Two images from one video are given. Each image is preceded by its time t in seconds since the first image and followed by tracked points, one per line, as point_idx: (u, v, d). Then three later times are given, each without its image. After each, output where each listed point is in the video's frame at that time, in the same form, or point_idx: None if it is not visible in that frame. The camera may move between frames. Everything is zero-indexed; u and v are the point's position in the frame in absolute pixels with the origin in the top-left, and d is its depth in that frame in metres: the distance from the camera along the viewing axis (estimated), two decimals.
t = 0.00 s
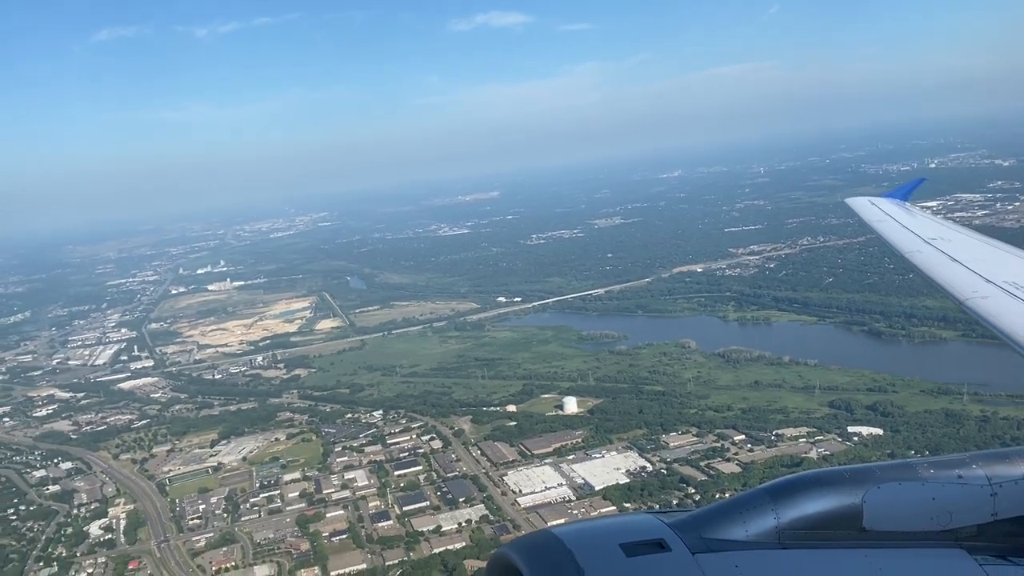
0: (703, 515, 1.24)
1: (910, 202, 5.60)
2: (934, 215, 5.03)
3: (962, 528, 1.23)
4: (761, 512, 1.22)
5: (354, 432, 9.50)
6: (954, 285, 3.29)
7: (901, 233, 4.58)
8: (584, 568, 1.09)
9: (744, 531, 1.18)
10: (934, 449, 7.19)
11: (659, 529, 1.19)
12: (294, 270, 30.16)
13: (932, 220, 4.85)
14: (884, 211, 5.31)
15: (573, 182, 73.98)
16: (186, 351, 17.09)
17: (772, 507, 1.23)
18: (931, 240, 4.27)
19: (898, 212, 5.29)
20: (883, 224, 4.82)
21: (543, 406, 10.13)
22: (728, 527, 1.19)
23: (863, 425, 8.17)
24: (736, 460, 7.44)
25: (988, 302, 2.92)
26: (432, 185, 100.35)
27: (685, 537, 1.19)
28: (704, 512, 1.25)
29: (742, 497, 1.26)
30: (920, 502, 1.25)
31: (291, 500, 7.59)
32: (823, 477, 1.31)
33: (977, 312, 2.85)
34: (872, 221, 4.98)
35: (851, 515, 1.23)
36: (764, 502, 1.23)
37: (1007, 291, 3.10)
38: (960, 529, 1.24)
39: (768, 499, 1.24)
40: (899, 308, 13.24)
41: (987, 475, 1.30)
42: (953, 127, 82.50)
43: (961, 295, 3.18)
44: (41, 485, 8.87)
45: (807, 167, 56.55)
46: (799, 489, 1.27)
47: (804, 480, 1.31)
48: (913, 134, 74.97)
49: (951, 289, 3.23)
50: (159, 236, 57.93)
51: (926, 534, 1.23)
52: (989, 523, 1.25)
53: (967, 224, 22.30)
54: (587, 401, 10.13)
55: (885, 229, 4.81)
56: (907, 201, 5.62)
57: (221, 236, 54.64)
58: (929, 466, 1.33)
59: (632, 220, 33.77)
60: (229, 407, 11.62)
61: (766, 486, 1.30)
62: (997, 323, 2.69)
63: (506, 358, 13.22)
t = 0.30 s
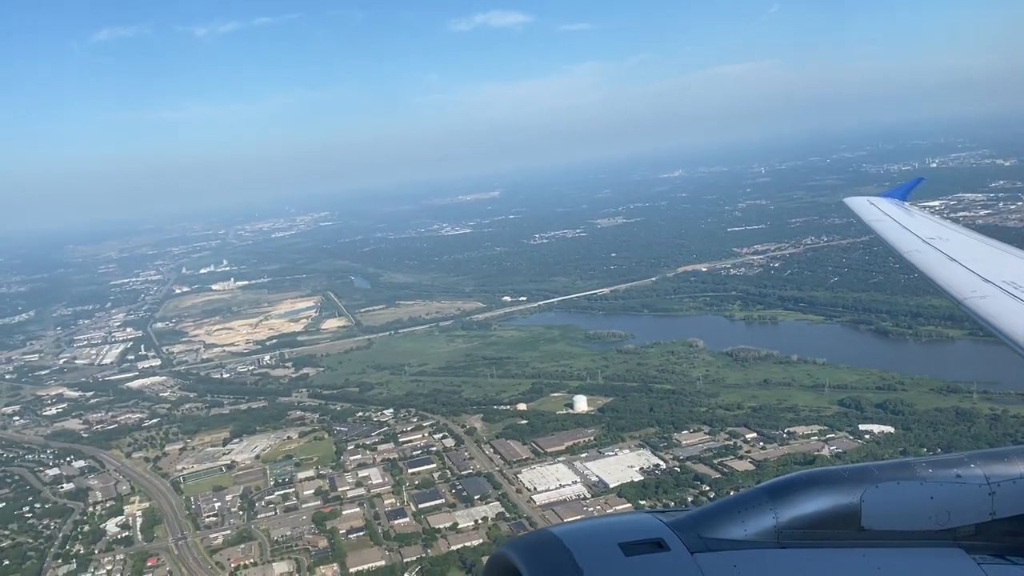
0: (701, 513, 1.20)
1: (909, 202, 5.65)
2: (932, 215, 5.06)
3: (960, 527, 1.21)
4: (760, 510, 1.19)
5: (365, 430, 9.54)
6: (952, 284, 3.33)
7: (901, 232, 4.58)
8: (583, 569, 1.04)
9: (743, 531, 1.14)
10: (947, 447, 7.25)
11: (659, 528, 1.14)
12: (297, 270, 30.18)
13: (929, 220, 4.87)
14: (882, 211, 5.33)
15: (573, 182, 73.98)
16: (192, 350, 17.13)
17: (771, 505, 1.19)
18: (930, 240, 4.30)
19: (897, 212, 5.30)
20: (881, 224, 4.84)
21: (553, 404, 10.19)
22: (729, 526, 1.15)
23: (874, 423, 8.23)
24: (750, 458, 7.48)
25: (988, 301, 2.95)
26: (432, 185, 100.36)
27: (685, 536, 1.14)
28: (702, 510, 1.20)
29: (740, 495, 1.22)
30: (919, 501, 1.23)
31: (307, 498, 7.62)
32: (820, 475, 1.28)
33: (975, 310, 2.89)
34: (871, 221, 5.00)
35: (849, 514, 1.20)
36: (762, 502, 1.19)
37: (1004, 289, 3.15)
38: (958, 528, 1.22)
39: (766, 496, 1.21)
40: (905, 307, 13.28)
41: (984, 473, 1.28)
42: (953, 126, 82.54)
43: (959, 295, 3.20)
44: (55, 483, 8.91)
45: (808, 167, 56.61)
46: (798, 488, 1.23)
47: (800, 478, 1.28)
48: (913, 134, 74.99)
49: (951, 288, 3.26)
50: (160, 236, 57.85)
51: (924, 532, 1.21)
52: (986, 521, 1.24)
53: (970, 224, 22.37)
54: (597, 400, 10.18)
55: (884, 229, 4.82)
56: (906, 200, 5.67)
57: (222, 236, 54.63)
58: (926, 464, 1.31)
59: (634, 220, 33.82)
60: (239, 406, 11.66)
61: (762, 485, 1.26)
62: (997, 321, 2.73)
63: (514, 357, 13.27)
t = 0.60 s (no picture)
0: (700, 514, 1.19)
1: (907, 201, 5.68)
2: (930, 215, 5.08)
3: (959, 528, 1.19)
4: (758, 510, 1.18)
5: (377, 429, 9.57)
6: (952, 285, 3.35)
7: (901, 232, 4.60)
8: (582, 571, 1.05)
9: (740, 531, 1.14)
10: (959, 445, 7.29)
11: (657, 529, 1.14)
12: (301, 270, 30.19)
13: (929, 220, 4.89)
14: (881, 211, 5.35)
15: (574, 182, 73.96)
16: (199, 350, 17.13)
17: (770, 506, 1.18)
18: (929, 240, 4.32)
19: (895, 212, 5.32)
20: (880, 224, 4.86)
21: (563, 404, 10.22)
22: (726, 528, 1.14)
23: (885, 421, 8.26)
24: (763, 456, 7.52)
25: (987, 301, 2.98)
26: (432, 185, 100.34)
27: (684, 536, 1.14)
28: (700, 511, 1.20)
29: (739, 496, 1.21)
30: (916, 501, 1.21)
31: (321, 497, 7.65)
32: (818, 475, 1.26)
33: (975, 310, 2.91)
34: (871, 221, 5.02)
35: (847, 515, 1.18)
36: (761, 502, 1.18)
37: (1003, 290, 3.16)
38: (956, 529, 1.20)
39: (765, 496, 1.20)
40: (912, 306, 13.33)
41: (983, 473, 1.26)
42: (953, 126, 82.60)
43: (959, 295, 3.22)
44: (68, 482, 8.94)
45: (809, 167, 56.66)
46: (797, 488, 1.21)
47: (799, 479, 1.26)
48: (914, 134, 75.05)
49: (951, 289, 3.28)
50: (161, 237, 57.76)
51: (922, 534, 1.19)
52: (986, 522, 1.21)
53: (973, 224, 22.43)
54: (607, 399, 10.21)
55: (883, 229, 4.84)
56: (904, 200, 5.70)
57: (223, 237, 54.58)
58: (925, 464, 1.29)
59: (637, 220, 33.85)
60: (249, 406, 11.69)
61: (762, 485, 1.25)
62: (996, 321, 2.75)
63: (522, 357, 13.30)
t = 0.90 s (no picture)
0: (699, 514, 1.22)
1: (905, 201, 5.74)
2: (928, 215, 5.11)
3: (957, 527, 1.22)
4: (756, 510, 1.21)
5: (387, 428, 9.61)
6: (949, 285, 3.39)
7: (897, 232, 4.64)
8: (583, 570, 1.07)
9: (740, 532, 1.17)
10: (970, 443, 7.35)
11: (656, 530, 1.17)
12: (303, 270, 30.18)
13: (927, 220, 4.93)
14: (879, 211, 5.38)
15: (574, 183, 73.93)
16: (204, 350, 17.13)
17: (769, 507, 1.21)
18: (926, 240, 4.36)
19: (894, 212, 5.35)
20: (877, 224, 4.90)
21: (572, 403, 10.25)
22: (725, 528, 1.17)
23: (895, 420, 8.32)
24: (775, 454, 7.58)
25: (985, 301, 3.01)
26: (432, 185, 100.29)
27: (683, 536, 1.17)
28: (699, 511, 1.22)
29: (737, 497, 1.24)
30: (916, 500, 1.25)
31: (335, 495, 7.69)
32: (817, 476, 1.29)
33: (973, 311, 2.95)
34: (869, 221, 5.05)
35: (845, 515, 1.21)
36: (759, 502, 1.21)
37: (1000, 290, 3.20)
38: (954, 529, 1.24)
39: (764, 497, 1.23)
40: (917, 306, 13.39)
41: (981, 473, 1.30)
42: (953, 126, 82.70)
43: (957, 295, 3.26)
44: (81, 481, 8.97)
45: (810, 167, 56.71)
46: (796, 488, 1.25)
47: (798, 480, 1.29)
48: (913, 134, 75.18)
49: (950, 289, 3.32)
50: (161, 236, 57.61)
51: (921, 533, 1.22)
52: (984, 521, 1.25)
53: (976, 224, 22.50)
54: (616, 398, 10.25)
55: (880, 228, 4.87)
56: (902, 200, 5.76)
57: (223, 237, 54.49)
58: (923, 463, 1.33)
59: (639, 220, 33.87)
60: (258, 405, 11.72)
61: (761, 485, 1.28)
62: (993, 321, 2.78)
63: (529, 356, 13.34)
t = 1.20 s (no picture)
0: (699, 514, 1.22)
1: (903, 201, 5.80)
2: (927, 216, 5.13)
3: (955, 526, 1.21)
4: (754, 510, 1.20)
5: (398, 428, 9.65)
6: (947, 285, 3.41)
7: (895, 232, 4.65)
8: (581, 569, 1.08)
9: (737, 530, 1.17)
10: (981, 442, 7.38)
11: (654, 530, 1.18)
12: (306, 270, 30.19)
13: (926, 221, 4.95)
14: (877, 211, 5.41)
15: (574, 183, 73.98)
16: (210, 351, 17.14)
17: (766, 506, 1.20)
18: (924, 240, 4.38)
19: (891, 212, 5.38)
20: (875, 224, 4.92)
21: (581, 403, 10.29)
22: (721, 527, 1.17)
23: (906, 419, 8.36)
24: (787, 453, 7.63)
25: (982, 300, 3.03)
26: (432, 185, 100.29)
27: (680, 537, 1.17)
28: (697, 512, 1.23)
29: (735, 496, 1.24)
30: (914, 499, 1.24)
31: (349, 493, 7.73)
32: (814, 476, 1.29)
33: (971, 310, 2.96)
34: (868, 221, 5.07)
35: (842, 514, 1.20)
36: (758, 502, 1.21)
37: (997, 290, 3.22)
38: (952, 528, 1.22)
39: (761, 497, 1.22)
40: (922, 306, 13.45)
41: (979, 473, 1.29)
42: (952, 126, 82.86)
43: (956, 295, 3.27)
44: (94, 480, 8.99)
45: (811, 167, 56.81)
46: (793, 487, 1.24)
47: (795, 480, 1.29)
48: (913, 134, 75.31)
49: (948, 288, 3.34)
50: (161, 237, 57.57)
51: (920, 532, 1.21)
52: (981, 521, 1.24)
53: (978, 224, 22.57)
54: (625, 398, 10.29)
55: (878, 228, 4.89)
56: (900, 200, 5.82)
57: (224, 237, 54.47)
58: (921, 463, 1.31)
59: (641, 220, 33.92)
60: (267, 405, 11.75)
61: (759, 485, 1.28)
62: (990, 320, 2.80)
63: (535, 356, 13.38)
